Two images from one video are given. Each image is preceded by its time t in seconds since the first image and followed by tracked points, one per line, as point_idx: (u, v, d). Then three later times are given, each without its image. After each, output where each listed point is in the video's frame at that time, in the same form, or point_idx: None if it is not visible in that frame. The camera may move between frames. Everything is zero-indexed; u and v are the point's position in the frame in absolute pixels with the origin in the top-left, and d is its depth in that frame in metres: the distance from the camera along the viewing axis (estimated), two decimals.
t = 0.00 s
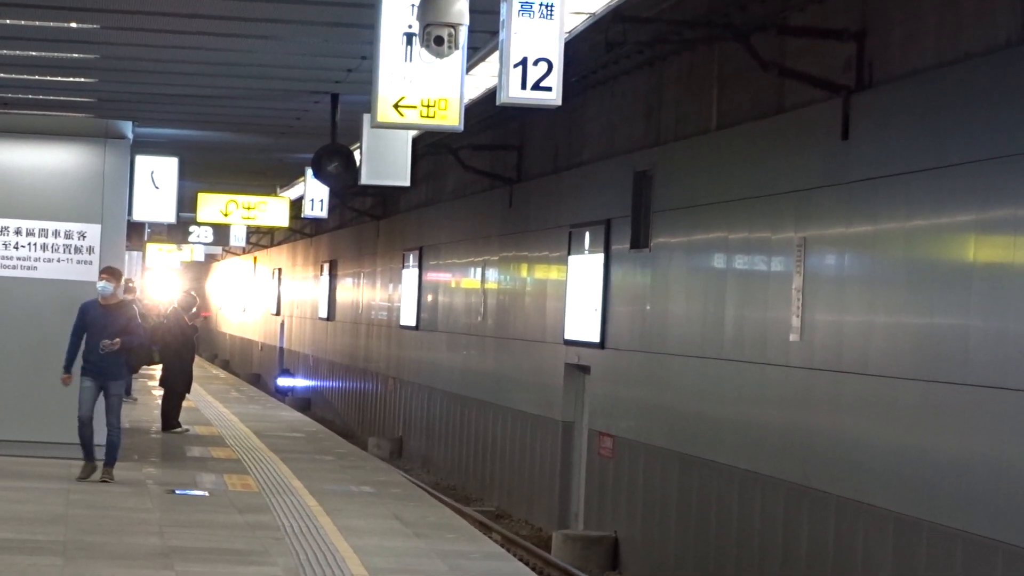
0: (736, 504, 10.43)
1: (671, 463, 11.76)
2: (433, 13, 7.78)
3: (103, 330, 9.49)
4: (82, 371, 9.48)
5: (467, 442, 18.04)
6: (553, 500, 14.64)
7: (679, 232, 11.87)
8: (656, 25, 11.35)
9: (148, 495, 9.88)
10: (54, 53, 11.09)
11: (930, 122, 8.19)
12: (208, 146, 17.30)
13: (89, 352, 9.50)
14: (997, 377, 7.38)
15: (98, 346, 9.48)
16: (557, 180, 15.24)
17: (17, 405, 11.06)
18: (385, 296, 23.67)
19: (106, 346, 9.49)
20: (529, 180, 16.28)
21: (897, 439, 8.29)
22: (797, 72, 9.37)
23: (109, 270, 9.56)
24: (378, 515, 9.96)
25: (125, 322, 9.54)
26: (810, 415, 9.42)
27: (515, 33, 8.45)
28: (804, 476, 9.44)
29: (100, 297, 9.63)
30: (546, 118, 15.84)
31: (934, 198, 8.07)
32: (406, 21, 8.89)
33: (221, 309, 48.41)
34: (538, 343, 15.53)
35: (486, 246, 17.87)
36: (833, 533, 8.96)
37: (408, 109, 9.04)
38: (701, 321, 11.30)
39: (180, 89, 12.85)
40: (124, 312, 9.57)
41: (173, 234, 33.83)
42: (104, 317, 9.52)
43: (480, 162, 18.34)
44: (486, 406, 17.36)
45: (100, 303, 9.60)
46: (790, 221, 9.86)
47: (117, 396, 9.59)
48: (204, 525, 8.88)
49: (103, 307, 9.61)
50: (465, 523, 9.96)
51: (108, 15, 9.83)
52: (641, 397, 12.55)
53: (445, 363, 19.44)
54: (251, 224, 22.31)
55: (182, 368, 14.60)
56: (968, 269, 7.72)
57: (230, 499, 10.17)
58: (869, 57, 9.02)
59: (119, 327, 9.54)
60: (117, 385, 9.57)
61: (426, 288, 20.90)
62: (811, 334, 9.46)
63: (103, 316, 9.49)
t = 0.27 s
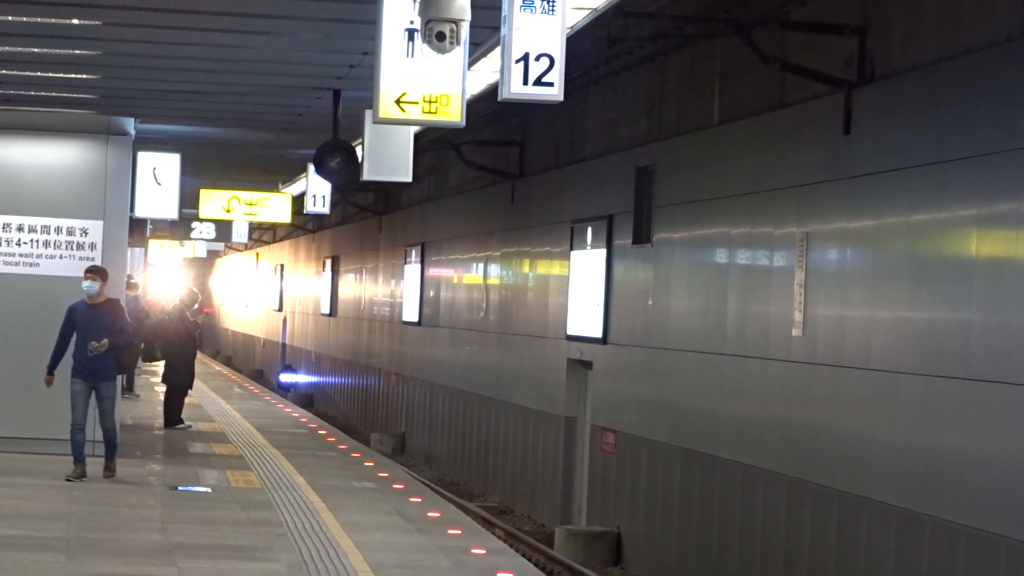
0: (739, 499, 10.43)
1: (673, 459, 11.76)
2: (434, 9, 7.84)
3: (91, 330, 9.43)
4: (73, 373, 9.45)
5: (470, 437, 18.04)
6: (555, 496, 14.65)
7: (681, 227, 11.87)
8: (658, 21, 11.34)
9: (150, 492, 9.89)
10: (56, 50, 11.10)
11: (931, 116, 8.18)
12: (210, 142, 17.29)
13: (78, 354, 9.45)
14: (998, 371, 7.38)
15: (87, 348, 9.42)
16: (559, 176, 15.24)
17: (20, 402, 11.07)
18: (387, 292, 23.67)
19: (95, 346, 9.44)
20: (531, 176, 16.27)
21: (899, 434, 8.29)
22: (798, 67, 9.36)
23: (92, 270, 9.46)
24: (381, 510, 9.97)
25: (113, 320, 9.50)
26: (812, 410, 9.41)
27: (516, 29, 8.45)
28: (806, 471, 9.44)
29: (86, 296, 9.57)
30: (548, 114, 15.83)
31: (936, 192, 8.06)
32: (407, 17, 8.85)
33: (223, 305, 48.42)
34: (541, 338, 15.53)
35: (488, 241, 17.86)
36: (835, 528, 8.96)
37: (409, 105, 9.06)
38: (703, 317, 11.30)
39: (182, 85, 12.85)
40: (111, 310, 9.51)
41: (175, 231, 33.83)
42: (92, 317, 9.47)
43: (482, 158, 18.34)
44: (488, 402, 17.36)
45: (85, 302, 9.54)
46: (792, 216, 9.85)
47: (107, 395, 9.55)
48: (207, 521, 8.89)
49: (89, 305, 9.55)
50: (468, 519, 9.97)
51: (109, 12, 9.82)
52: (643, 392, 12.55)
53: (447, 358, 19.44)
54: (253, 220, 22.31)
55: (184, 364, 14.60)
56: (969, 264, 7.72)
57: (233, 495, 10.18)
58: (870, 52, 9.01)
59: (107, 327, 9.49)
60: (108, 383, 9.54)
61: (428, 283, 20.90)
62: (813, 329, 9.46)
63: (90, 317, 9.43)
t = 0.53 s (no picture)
0: (743, 496, 10.42)
1: (677, 455, 11.75)
2: (437, 8, 7.92)
3: (89, 323, 9.46)
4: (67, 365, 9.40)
5: (474, 435, 18.04)
6: (559, 493, 14.65)
7: (684, 224, 11.86)
8: (661, 18, 11.32)
9: (154, 490, 9.89)
10: (59, 48, 11.11)
11: (935, 113, 8.16)
12: (213, 140, 17.28)
13: (74, 346, 9.44)
14: (1003, 368, 7.36)
15: (86, 339, 9.42)
16: (562, 173, 15.23)
17: (23, 400, 11.08)
18: (391, 290, 23.68)
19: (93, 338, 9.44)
20: (534, 174, 16.26)
21: (903, 431, 8.27)
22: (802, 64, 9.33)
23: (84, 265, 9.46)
24: (385, 508, 9.97)
25: (110, 314, 9.54)
26: (816, 407, 9.40)
27: (519, 26, 8.44)
28: (811, 468, 9.43)
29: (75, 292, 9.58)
30: (551, 111, 15.82)
31: (940, 189, 8.05)
32: (410, 15, 8.84)
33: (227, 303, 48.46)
34: (544, 336, 15.53)
35: (491, 239, 17.85)
36: (839, 525, 8.96)
37: (412, 102, 9.07)
38: (707, 313, 11.29)
39: (185, 83, 12.84)
40: (107, 304, 9.56)
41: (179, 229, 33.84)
42: (89, 310, 9.48)
43: (485, 155, 18.33)
44: (492, 399, 17.36)
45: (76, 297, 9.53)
46: (796, 213, 9.84)
47: (97, 389, 9.46)
48: (212, 519, 8.91)
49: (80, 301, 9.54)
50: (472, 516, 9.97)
51: (112, 10, 9.82)
52: (647, 389, 12.55)
53: (451, 356, 19.44)
54: (257, 218, 22.32)
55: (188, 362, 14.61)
56: (973, 260, 7.70)
57: (236, 493, 10.18)
58: (874, 48, 8.99)
59: (104, 320, 9.52)
60: (99, 377, 9.47)
61: (432, 281, 20.90)
62: (817, 325, 9.44)
63: (89, 308, 9.46)
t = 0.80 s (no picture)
0: (747, 494, 10.41)
1: (681, 453, 11.75)
2: (441, 5, 7.93)
3: (81, 325, 9.37)
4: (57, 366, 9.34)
5: (478, 432, 18.04)
6: (563, 490, 14.65)
7: (688, 222, 11.84)
8: (665, 15, 11.32)
9: (159, 487, 9.90)
10: (64, 45, 11.11)
11: (940, 110, 8.14)
12: (217, 137, 17.28)
13: (65, 348, 9.36)
14: (1007, 366, 7.35)
15: (76, 342, 9.33)
16: (566, 170, 15.22)
17: (26, 396, 11.06)
18: (395, 287, 23.68)
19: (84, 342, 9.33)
20: (539, 171, 16.26)
21: (908, 429, 8.26)
22: (806, 61, 9.32)
23: (84, 263, 9.38)
24: (389, 505, 9.97)
25: (102, 317, 9.42)
26: (820, 405, 9.39)
27: (522, 24, 8.47)
28: (815, 466, 9.42)
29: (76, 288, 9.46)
30: (555, 108, 15.81)
31: (945, 187, 8.03)
32: (414, 13, 8.93)
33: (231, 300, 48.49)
34: (548, 333, 15.53)
35: (496, 236, 17.84)
36: (843, 523, 8.94)
37: (416, 99, 9.04)
38: (711, 311, 11.28)
39: (189, 81, 12.84)
40: (102, 306, 9.44)
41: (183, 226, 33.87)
42: (82, 311, 9.40)
43: (489, 152, 18.32)
44: (497, 396, 17.35)
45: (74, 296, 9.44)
46: (800, 210, 9.82)
47: (90, 393, 9.36)
48: (216, 516, 8.92)
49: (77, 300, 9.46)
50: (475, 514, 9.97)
51: (116, 6, 9.81)
52: (651, 387, 12.55)
53: (455, 354, 19.44)
54: (261, 215, 22.32)
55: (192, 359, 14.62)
56: (978, 258, 7.69)
57: (240, 490, 10.19)
58: (878, 46, 8.98)
59: (96, 322, 9.41)
60: (92, 380, 9.38)
61: (436, 278, 20.90)
62: (821, 323, 9.43)
63: (81, 311, 9.37)
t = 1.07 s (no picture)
0: (751, 491, 10.41)
1: (685, 450, 11.74)
2: (444, 2, 8.05)
3: (71, 316, 9.23)
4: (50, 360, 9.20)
5: (482, 429, 18.05)
6: (567, 487, 14.65)
7: (692, 219, 11.84)
8: (669, 13, 11.30)
9: (162, 483, 9.91)
10: (68, 41, 11.11)
11: (943, 107, 8.13)
12: (221, 133, 17.29)
13: (57, 341, 9.24)
14: (1010, 364, 7.34)
15: (67, 334, 9.21)
16: (570, 167, 15.22)
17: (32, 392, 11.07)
18: (399, 284, 23.69)
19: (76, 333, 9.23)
20: (542, 168, 16.25)
21: (911, 426, 8.26)
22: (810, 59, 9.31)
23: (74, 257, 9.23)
24: (392, 502, 9.97)
25: (93, 307, 9.31)
26: (824, 402, 9.38)
27: (527, 21, 8.46)
28: (818, 463, 9.41)
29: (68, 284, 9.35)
30: (559, 105, 15.80)
31: (949, 184, 8.02)
32: (418, 9, 8.93)
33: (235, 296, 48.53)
34: (552, 330, 15.52)
35: (499, 233, 17.83)
36: (846, 521, 8.94)
37: (420, 96, 9.04)
38: (715, 308, 11.27)
39: (193, 77, 12.84)
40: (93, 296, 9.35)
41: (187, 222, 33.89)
42: (74, 303, 9.28)
43: (493, 149, 18.32)
44: (500, 393, 17.36)
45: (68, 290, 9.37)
46: (804, 207, 9.81)
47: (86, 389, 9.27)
48: (220, 512, 8.93)
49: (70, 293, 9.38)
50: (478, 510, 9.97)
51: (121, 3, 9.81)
52: (654, 384, 12.54)
53: (459, 350, 19.45)
54: (265, 211, 22.33)
55: (196, 355, 14.63)
56: (981, 255, 7.68)
57: (243, 487, 10.20)
58: (882, 43, 8.96)
59: (88, 314, 9.29)
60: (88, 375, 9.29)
61: (440, 275, 20.91)
62: (825, 320, 9.42)
63: (71, 303, 9.27)
